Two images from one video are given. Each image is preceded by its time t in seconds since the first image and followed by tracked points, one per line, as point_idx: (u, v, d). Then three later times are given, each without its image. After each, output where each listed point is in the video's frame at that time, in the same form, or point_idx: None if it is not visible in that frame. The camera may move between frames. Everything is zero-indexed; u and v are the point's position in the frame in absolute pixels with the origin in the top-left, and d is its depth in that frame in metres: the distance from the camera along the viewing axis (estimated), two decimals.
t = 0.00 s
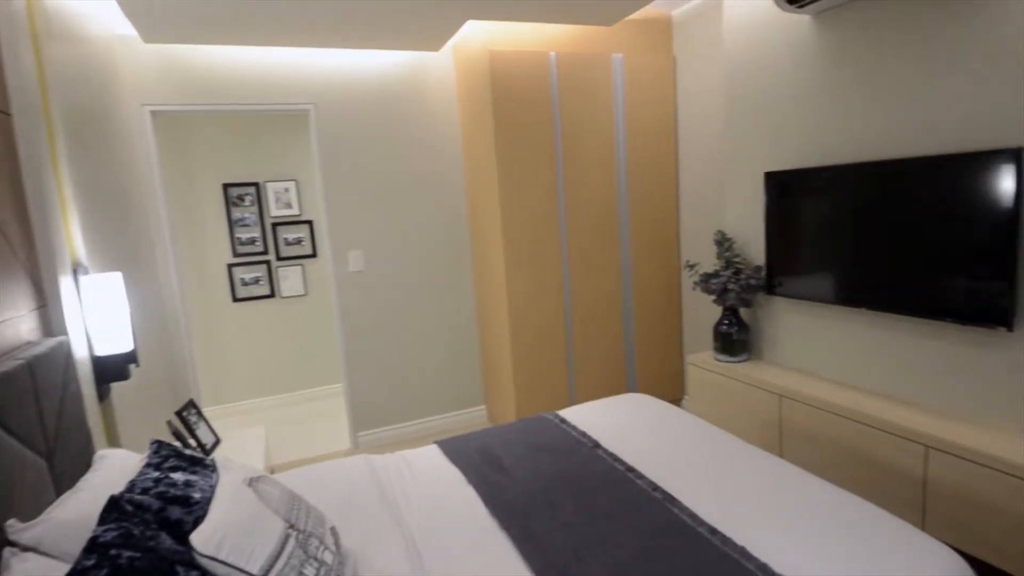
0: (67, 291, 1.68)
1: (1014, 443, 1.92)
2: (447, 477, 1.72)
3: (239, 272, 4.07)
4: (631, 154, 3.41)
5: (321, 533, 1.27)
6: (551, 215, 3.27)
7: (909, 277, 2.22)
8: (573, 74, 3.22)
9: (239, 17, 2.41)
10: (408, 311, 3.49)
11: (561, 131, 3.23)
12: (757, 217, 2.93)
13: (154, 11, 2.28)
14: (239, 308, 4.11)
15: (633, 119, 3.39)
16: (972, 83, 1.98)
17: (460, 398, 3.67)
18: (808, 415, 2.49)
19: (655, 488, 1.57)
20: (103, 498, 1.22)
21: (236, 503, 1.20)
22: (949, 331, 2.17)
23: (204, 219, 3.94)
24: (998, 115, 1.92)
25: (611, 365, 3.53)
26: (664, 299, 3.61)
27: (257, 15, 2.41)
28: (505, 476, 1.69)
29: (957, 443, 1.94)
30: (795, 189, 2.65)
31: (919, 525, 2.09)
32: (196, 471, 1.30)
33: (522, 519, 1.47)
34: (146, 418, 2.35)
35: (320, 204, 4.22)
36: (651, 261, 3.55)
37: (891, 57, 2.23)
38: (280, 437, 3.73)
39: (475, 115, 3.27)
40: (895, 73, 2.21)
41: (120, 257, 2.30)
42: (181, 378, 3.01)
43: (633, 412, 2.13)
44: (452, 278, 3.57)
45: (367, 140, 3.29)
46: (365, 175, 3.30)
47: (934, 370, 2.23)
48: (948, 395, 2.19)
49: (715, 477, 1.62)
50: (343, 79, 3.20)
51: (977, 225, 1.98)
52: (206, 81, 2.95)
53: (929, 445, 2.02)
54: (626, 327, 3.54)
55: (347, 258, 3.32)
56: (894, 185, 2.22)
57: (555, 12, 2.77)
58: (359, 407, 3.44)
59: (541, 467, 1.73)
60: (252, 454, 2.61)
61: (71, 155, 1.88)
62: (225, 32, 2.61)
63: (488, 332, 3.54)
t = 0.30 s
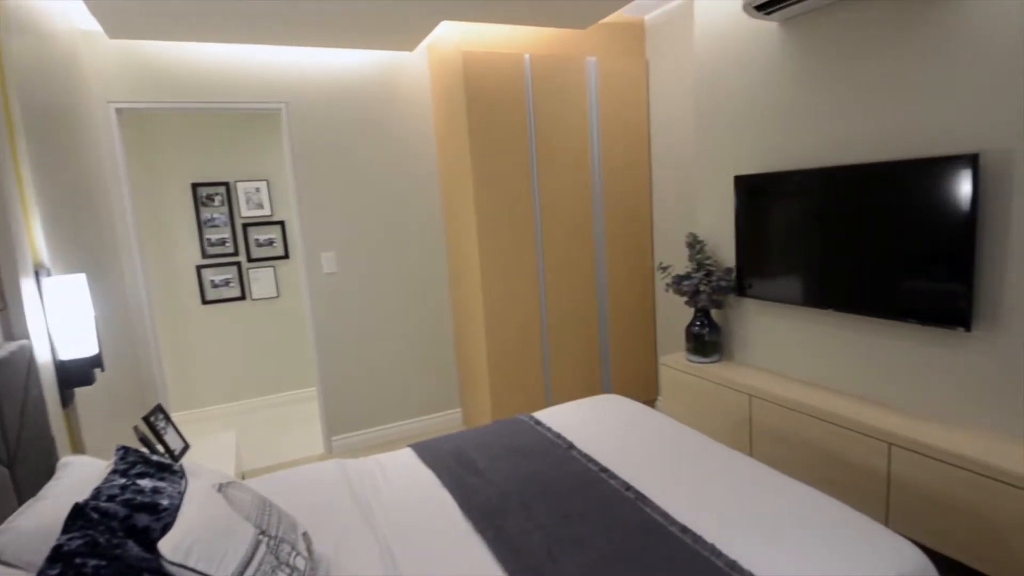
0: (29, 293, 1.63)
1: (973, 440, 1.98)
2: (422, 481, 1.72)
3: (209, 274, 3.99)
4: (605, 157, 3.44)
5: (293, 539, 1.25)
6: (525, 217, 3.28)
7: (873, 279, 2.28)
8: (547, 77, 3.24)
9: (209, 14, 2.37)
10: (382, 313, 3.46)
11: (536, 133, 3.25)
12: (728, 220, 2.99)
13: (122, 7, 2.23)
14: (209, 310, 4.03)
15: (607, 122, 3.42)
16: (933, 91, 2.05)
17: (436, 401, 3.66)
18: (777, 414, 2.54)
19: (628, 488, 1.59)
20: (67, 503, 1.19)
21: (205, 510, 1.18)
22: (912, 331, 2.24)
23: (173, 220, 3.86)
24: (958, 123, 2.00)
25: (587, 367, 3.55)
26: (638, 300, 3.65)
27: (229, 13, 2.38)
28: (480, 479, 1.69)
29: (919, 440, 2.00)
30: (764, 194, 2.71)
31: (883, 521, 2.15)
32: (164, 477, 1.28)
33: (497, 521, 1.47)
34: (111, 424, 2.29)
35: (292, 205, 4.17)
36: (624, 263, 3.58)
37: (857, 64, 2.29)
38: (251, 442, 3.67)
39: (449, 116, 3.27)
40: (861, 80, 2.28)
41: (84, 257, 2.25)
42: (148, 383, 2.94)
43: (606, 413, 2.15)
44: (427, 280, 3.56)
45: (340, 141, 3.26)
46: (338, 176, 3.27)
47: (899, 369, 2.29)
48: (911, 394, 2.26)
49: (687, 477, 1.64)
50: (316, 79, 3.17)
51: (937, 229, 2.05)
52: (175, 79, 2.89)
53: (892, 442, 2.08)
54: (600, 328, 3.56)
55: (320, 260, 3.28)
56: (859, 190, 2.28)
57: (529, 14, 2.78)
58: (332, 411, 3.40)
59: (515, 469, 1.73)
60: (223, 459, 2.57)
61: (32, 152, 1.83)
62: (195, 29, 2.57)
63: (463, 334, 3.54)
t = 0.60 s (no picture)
0: None
1: (928, 436, 2.06)
2: (392, 485, 1.72)
3: (175, 277, 3.91)
4: (577, 161, 3.48)
5: (259, 546, 1.24)
6: (498, 220, 3.30)
7: (835, 281, 2.35)
8: (519, 81, 3.26)
9: (175, 13, 2.34)
10: (354, 317, 3.44)
11: (508, 137, 3.27)
12: (697, 224, 3.05)
13: (85, 6, 2.19)
14: (175, 314, 3.95)
15: (578, 127, 3.46)
16: (890, 100, 2.13)
17: (409, 405, 3.64)
18: (744, 414, 2.60)
19: (597, 489, 1.61)
20: (26, 513, 1.16)
21: (169, 519, 1.16)
22: (872, 332, 2.31)
23: (137, 222, 3.78)
24: (913, 131, 2.08)
25: (559, 369, 3.58)
26: (610, 303, 3.70)
27: (196, 13, 2.35)
28: (451, 482, 1.69)
29: (879, 438, 2.07)
30: (730, 198, 2.78)
31: (846, 518, 2.21)
32: (127, 486, 1.26)
33: (468, 523, 1.48)
34: (72, 432, 2.23)
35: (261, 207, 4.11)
36: (596, 266, 3.62)
37: (818, 73, 2.36)
38: (219, 449, 3.60)
39: (421, 119, 3.27)
40: (822, 90, 2.35)
41: (43, 260, 2.19)
42: (111, 389, 2.87)
43: (577, 414, 2.17)
44: (399, 283, 3.54)
45: (311, 143, 3.23)
46: (309, 179, 3.25)
47: (859, 369, 2.37)
48: (871, 393, 2.34)
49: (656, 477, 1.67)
50: (286, 80, 3.14)
51: (895, 233, 2.12)
52: (139, 79, 2.83)
53: (853, 440, 2.15)
54: (572, 331, 3.60)
55: (290, 263, 3.25)
56: (820, 195, 2.35)
57: (501, 19, 2.80)
58: (303, 416, 3.37)
59: (486, 472, 1.74)
60: (189, 466, 2.52)
61: None
62: (160, 29, 2.52)
63: (436, 337, 3.54)
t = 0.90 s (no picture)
0: None
1: (893, 434, 2.12)
2: (367, 490, 1.71)
3: (144, 281, 3.84)
4: (552, 165, 3.50)
5: (230, 554, 1.23)
6: (474, 223, 3.30)
7: (804, 284, 2.40)
8: (494, 85, 3.27)
9: (144, 12, 2.30)
10: (329, 320, 3.41)
11: (484, 140, 3.28)
12: (670, 227, 3.09)
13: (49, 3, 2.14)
14: (144, 319, 3.87)
15: (554, 130, 3.48)
16: (855, 108, 2.19)
17: (385, 409, 3.62)
18: (716, 415, 2.64)
19: (572, 490, 1.63)
20: None
21: (137, 529, 1.14)
22: (839, 333, 2.37)
23: (104, 225, 3.69)
24: (877, 138, 2.14)
25: (536, 371, 3.60)
26: (585, 305, 3.72)
27: (165, 12, 2.31)
28: (426, 486, 1.69)
29: (846, 437, 2.12)
30: (702, 202, 2.82)
31: (815, 515, 2.27)
32: (94, 495, 1.23)
33: (443, 528, 1.48)
34: (36, 441, 2.18)
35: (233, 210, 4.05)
36: (572, 269, 3.65)
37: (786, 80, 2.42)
38: (189, 456, 3.54)
39: (396, 122, 3.26)
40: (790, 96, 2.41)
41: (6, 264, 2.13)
42: (77, 396, 2.80)
43: (553, 416, 2.19)
44: (375, 286, 3.52)
45: (284, 145, 3.20)
46: (282, 181, 3.21)
47: (827, 369, 2.43)
48: (840, 392, 2.39)
49: (630, 478, 1.69)
50: (259, 81, 3.11)
51: (861, 236, 2.17)
52: (107, 79, 2.78)
53: (821, 439, 2.20)
54: (548, 333, 3.62)
55: (263, 267, 3.21)
56: (788, 199, 2.41)
57: (476, 23, 2.81)
58: (277, 421, 3.32)
59: (462, 475, 1.74)
60: (159, 474, 2.47)
61: None
62: (128, 28, 2.48)
63: (412, 340, 3.52)
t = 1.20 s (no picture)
0: None
1: (856, 431, 2.19)
2: (339, 496, 1.70)
3: (107, 286, 3.73)
4: (525, 168, 3.52)
5: (197, 563, 1.21)
6: (447, 226, 3.30)
7: (772, 286, 2.45)
8: (467, 88, 3.28)
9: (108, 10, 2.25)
10: (300, 325, 3.37)
11: (457, 143, 3.28)
12: (642, 230, 3.13)
13: None
14: (107, 325, 3.77)
15: (527, 134, 3.51)
16: (819, 114, 2.26)
17: (358, 414, 3.59)
18: (687, 415, 2.68)
19: (545, 492, 1.64)
20: None
21: (99, 539, 1.12)
22: (805, 333, 2.43)
23: (65, 228, 3.59)
24: (840, 144, 2.21)
25: (509, 374, 3.60)
26: (559, 308, 3.75)
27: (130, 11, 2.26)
28: (399, 490, 1.69)
29: (811, 435, 2.18)
30: (672, 206, 2.87)
31: (781, 512, 2.32)
32: (55, 505, 1.20)
33: (415, 532, 1.47)
34: None
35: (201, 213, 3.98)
36: (545, 272, 3.67)
37: (753, 88, 2.48)
38: (155, 465, 3.46)
39: (368, 125, 3.24)
40: (757, 103, 2.47)
41: None
42: (37, 405, 2.72)
43: (527, 418, 2.20)
44: (347, 290, 3.49)
45: (253, 147, 3.16)
46: (251, 184, 3.17)
47: (794, 368, 2.49)
48: (805, 391, 2.46)
49: (603, 478, 1.71)
50: (227, 83, 3.06)
51: (824, 239, 2.23)
52: (68, 78, 2.71)
53: (787, 437, 2.26)
54: (522, 336, 3.63)
55: (232, 270, 3.16)
56: (755, 203, 2.46)
57: (449, 26, 2.82)
58: (246, 428, 3.27)
59: (435, 479, 1.74)
60: (124, 484, 2.41)
61: None
62: (91, 27, 2.42)
63: (385, 344, 3.50)
